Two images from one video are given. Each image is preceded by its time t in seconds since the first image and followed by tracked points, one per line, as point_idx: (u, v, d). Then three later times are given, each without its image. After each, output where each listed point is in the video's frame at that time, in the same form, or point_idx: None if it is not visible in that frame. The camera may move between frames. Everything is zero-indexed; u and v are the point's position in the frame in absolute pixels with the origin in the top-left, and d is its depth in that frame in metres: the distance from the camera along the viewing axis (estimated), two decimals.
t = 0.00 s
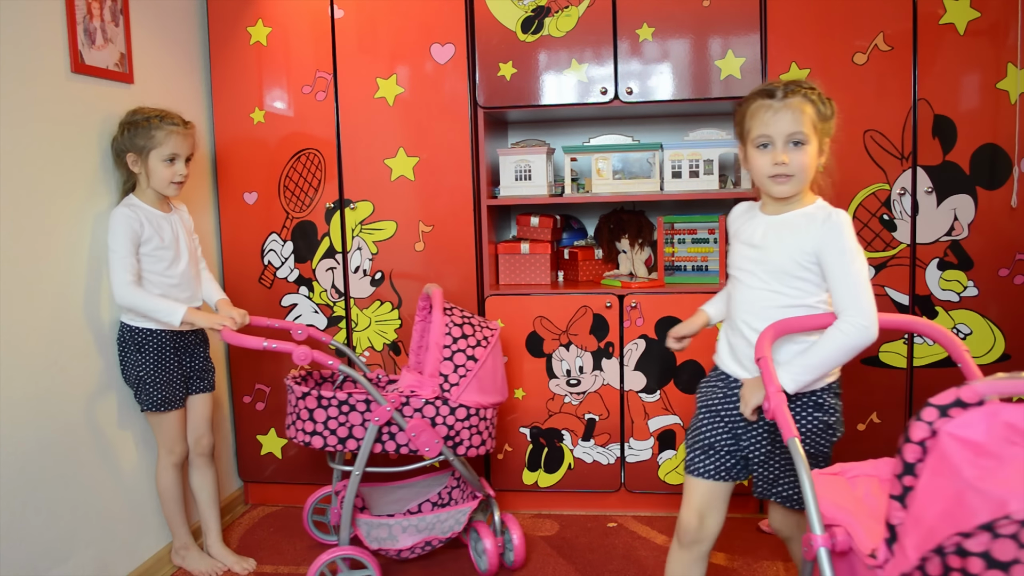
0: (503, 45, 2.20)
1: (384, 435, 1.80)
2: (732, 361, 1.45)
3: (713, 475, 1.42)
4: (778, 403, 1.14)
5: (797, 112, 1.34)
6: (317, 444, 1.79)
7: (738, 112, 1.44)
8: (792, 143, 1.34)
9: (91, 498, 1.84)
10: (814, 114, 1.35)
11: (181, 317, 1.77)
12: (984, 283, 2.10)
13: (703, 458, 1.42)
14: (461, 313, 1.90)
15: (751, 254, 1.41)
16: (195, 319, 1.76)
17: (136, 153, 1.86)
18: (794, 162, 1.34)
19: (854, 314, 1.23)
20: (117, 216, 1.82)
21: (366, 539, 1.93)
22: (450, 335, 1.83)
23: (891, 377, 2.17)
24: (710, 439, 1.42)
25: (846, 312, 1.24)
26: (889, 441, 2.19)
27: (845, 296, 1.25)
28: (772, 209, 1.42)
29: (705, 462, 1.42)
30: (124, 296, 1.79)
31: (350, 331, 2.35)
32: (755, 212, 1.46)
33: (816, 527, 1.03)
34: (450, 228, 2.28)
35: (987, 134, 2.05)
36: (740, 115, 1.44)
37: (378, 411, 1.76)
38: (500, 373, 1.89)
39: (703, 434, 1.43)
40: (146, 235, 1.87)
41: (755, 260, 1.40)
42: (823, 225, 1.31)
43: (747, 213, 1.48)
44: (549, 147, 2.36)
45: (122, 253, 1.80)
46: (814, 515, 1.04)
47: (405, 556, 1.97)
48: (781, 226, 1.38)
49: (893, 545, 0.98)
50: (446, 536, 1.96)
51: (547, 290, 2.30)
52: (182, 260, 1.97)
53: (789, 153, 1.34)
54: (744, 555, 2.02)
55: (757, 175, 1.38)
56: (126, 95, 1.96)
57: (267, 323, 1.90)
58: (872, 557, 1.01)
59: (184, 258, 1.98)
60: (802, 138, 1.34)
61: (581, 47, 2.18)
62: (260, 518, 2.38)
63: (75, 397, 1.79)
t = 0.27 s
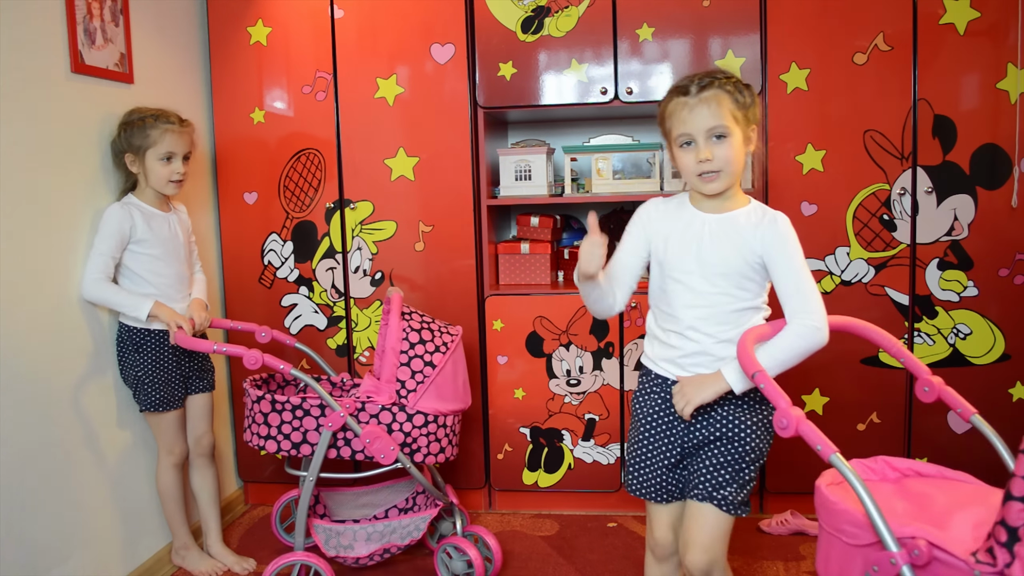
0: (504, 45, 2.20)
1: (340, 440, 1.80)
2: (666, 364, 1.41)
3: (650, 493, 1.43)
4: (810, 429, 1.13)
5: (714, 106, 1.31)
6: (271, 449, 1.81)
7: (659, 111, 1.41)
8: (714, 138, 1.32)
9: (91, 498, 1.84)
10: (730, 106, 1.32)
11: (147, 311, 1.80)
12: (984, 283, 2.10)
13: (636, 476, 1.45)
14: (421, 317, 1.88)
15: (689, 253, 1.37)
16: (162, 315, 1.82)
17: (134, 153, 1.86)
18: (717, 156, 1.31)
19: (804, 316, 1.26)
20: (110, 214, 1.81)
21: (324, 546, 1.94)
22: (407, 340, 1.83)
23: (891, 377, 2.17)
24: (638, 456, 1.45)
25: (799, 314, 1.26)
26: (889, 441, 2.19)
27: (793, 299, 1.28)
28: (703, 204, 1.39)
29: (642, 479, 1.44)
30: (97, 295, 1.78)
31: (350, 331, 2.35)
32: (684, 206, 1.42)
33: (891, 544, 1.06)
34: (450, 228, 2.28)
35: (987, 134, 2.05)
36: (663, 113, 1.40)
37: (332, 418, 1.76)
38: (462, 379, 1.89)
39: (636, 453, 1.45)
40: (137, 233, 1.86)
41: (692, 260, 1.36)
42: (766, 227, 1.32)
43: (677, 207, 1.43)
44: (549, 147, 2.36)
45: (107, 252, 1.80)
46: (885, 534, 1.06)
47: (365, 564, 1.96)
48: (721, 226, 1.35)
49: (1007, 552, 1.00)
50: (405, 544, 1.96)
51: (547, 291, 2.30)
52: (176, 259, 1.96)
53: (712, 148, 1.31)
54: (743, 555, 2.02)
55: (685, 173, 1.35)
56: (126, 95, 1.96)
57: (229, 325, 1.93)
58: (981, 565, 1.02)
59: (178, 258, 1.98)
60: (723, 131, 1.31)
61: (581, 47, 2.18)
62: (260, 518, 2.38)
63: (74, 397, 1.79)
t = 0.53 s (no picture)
0: (504, 45, 2.20)
1: (349, 439, 1.81)
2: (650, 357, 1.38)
3: (639, 502, 1.40)
4: (830, 436, 1.16)
5: (680, 85, 1.32)
6: (280, 448, 1.81)
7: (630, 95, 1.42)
8: (679, 116, 1.32)
9: (91, 498, 1.84)
10: (696, 87, 1.34)
11: (153, 314, 1.79)
12: (984, 283, 2.10)
13: (626, 485, 1.42)
14: (429, 317, 1.88)
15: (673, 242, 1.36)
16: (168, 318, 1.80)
17: (133, 152, 1.87)
18: (682, 134, 1.31)
19: (786, 308, 1.28)
20: (111, 215, 1.82)
21: (333, 544, 1.92)
22: (415, 339, 1.81)
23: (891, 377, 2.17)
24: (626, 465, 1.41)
25: (782, 309, 1.28)
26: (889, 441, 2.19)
27: (776, 291, 1.29)
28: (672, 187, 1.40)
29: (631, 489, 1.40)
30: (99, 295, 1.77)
31: (350, 331, 2.35)
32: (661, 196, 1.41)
33: (932, 541, 1.11)
34: (450, 228, 2.28)
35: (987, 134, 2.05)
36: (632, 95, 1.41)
37: (340, 417, 1.75)
38: (469, 378, 1.88)
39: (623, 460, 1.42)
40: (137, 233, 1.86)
41: (675, 249, 1.35)
42: (746, 218, 1.33)
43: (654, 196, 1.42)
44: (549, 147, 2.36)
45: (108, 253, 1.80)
46: (926, 532, 1.12)
47: (374, 562, 1.96)
48: (705, 215, 1.35)
49: None
50: (413, 544, 1.96)
51: (547, 291, 2.30)
52: (176, 259, 1.97)
53: (677, 125, 1.32)
54: (743, 555, 2.02)
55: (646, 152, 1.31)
56: (126, 95, 1.96)
57: (237, 324, 1.94)
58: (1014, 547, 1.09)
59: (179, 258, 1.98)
60: (688, 110, 1.31)
61: (581, 47, 2.18)
62: (260, 518, 2.37)
63: (74, 396, 1.79)
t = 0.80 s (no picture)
0: (504, 45, 2.20)
1: (355, 438, 1.81)
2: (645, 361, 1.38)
3: (644, 512, 1.39)
4: (845, 439, 1.18)
5: (666, 85, 1.30)
6: (287, 447, 1.81)
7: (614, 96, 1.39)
8: (665, 114, 1.29)
9: (91, 498, 1.84)
10: (682, 89, 1.32)
11: (157, 315, 1.81)
12: (984, 283, 2.10)
13: (630, 494, 1.41)
14: (435, 316, 1.87)
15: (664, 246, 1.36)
16: (179, 322, 1.83)
17: (134, 151, 1.89)
18: (669, 133, 1.28)
19: (776, 308, 1.31)
20: (112, 213, 1.83)
21: (339, 544, 1.94)
22: (421, 339, 1.81)
23: (891, 377, 2.17)
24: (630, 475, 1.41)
25: (773, 307, 1.31)
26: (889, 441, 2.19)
27: (766, 291, 1.32)
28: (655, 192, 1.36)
29: (636, 498, 1.40)
30: (102, 294, 1.77)
31: (350, 331, 2.34)
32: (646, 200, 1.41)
33: (950, 537, 1.17)
34: (450, 227, 2.28)
35: (987, 134, 2.05)
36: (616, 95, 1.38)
37: (348, 416, 1.76)
38: (475, 378, 1.88)
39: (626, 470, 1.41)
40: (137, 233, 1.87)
41: (666, 254, 1.35)
42: (732, 221, 1.35)
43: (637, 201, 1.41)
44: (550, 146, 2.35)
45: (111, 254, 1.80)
46: (943, 528, 1.17)
47: (380, 562, 1.97)
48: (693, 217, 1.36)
49: None
50: (420, 542, 1.96)
51: (547, 291, 2.29)
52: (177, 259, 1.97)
53: (663, 124, 1.29)
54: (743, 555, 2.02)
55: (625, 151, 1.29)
56: (127, 95, 1.96)
57: (242, 325, 2.00)
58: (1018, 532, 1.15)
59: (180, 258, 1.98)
60: (674, 109, 1.29)
61: (581, 48, 2.18)
62: (260, 518, 2.37)
63: (74, 396, 1.79)
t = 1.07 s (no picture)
0: (504, 45, 2.21)
1: (360, 438, 1.80)
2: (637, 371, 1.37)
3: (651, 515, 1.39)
4: (846, 441, 1.22)
5: (663, 84, 1.28)
6: (292, 447, 1.81)
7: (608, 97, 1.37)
8: (662, 117, 1.28)
9: (92, 498, 1.84)
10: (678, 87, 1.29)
11: (161, 313, 1.90)
12: (984, 283, 2.10)
13: (620, 507, 1.43)
14: (440, 316, 1.89)
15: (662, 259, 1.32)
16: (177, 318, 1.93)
17: (137, 150, 1.88)
18: (664, 136, 1.28)
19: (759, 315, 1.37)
20: (117, 207, 1.85)
21: (344, 543, 1.93)
22: (426, 338, 1.82)
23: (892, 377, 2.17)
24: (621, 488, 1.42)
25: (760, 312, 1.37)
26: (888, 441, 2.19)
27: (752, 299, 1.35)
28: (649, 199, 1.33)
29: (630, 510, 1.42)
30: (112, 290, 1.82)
31: (350, 331, 2.35)
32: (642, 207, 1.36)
33: (952, 535, 1.17)
34: (450, 227, 2.29)
35: (987, 134, 2.05)
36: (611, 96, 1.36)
37: (353, 415, 1.77)
38: (480, 378, 1.89)
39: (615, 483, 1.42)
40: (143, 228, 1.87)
41: (665, 258, 1.32)
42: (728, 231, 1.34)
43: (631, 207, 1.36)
44: (550, 146, 2.32)
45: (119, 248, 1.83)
46: (945, 526, 1.17)
47: (385, 561, 1.97)
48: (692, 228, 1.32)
49: None
50: (423, 542, 1.97)
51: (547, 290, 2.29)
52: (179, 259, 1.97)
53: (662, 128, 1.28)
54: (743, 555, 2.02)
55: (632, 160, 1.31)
56: (127, 95, 1.95)
57: (249, 324, 2.09)
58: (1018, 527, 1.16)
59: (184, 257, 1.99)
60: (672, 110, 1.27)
61: (581, 48, 2.18)
62: (260, 518, 2.37)
63: (75, 395, 1.79)
